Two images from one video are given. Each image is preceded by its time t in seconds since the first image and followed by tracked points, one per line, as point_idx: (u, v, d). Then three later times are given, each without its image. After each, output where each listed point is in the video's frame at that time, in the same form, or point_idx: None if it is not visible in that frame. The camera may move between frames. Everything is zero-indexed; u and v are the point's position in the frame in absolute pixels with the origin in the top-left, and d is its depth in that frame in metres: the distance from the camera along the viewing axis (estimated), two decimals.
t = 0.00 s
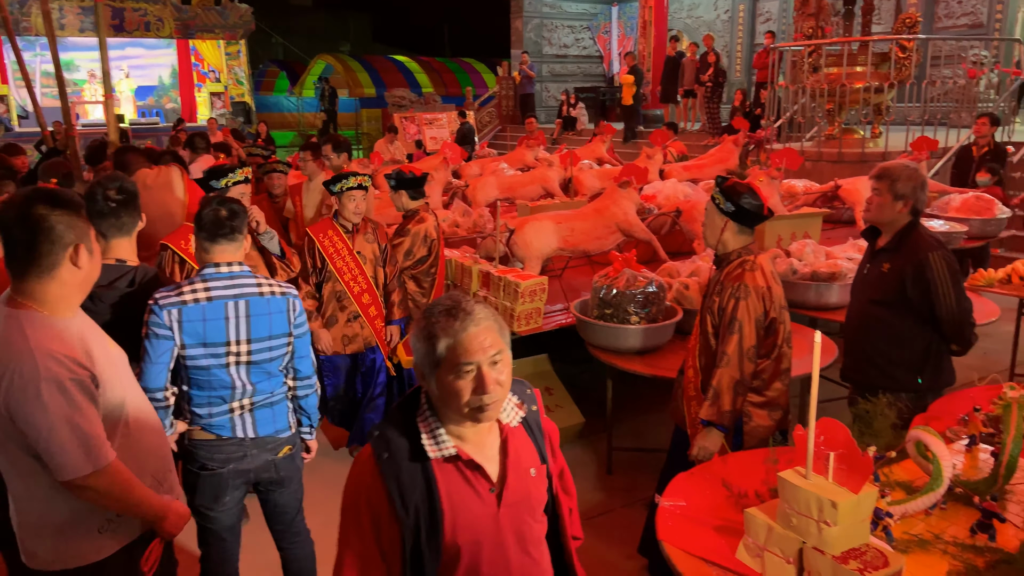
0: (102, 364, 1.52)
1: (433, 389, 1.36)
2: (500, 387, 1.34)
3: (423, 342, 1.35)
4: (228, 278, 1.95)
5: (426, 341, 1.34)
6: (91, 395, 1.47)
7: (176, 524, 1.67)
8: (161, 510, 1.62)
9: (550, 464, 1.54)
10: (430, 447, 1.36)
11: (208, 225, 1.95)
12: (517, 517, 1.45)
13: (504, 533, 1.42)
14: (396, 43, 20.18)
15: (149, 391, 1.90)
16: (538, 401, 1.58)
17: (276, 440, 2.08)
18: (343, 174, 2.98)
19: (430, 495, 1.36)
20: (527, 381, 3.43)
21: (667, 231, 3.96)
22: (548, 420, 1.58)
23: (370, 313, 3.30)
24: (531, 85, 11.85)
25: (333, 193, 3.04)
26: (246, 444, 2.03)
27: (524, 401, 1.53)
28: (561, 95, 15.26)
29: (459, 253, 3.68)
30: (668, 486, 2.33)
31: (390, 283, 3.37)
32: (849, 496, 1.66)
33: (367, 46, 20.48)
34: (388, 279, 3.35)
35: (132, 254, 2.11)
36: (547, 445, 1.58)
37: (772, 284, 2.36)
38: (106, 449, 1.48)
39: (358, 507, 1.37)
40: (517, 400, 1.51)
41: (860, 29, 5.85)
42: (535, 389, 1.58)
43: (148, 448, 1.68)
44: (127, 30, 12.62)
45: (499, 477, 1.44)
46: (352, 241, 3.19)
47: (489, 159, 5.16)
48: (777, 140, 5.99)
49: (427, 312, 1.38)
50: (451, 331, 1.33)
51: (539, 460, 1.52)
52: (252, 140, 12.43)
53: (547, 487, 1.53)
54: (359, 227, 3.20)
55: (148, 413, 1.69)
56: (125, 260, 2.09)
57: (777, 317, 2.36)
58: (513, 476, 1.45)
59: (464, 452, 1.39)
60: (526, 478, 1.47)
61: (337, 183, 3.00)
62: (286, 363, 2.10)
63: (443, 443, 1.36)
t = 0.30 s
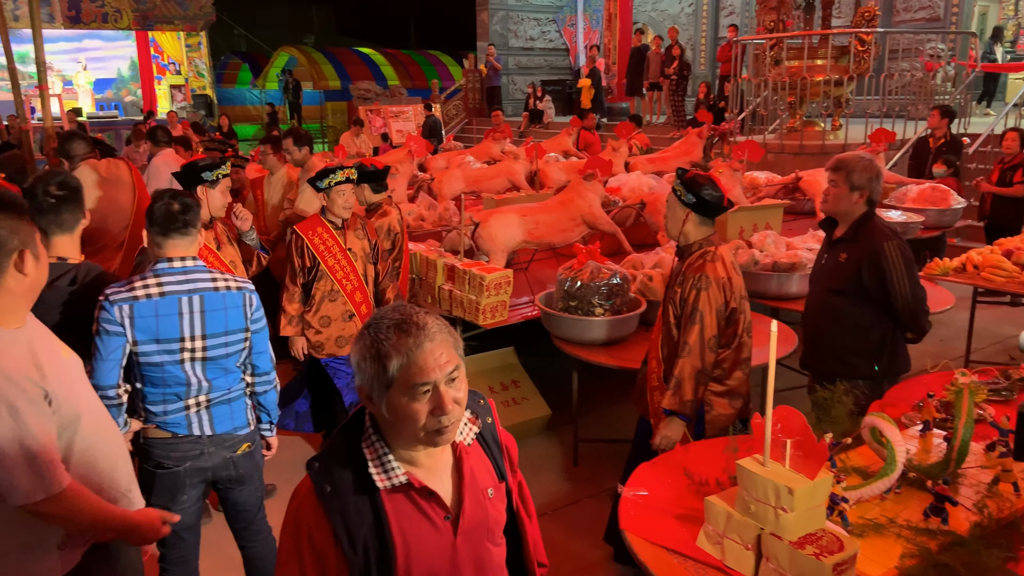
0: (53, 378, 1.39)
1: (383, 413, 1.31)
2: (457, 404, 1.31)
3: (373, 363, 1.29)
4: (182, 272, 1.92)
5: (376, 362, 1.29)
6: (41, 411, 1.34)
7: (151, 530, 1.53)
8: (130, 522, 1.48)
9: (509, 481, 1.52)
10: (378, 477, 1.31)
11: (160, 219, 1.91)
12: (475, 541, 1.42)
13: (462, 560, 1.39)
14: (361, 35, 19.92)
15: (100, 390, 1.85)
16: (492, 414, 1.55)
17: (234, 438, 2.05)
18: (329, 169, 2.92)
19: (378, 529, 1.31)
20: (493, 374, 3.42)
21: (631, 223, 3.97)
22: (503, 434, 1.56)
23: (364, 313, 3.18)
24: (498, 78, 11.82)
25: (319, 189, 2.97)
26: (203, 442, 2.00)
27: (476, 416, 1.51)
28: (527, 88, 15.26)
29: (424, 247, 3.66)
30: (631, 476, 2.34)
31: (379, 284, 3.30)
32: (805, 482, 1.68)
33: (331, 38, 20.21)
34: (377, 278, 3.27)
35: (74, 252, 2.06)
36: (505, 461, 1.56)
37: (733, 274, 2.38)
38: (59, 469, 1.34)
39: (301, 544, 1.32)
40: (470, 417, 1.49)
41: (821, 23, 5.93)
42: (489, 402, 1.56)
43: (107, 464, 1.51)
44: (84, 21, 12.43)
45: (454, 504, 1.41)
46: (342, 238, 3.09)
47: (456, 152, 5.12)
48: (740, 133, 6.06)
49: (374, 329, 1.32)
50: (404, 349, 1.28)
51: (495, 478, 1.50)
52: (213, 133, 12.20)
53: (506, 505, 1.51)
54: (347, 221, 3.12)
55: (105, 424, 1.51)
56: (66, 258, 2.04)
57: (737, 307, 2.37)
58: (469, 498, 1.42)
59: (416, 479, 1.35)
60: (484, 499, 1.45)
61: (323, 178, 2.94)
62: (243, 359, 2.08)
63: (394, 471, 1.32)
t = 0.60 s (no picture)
0: None
1: (373, 427, 1.25)
2: (451, 419, 1.26)
3: (364, 375, 1.24)
4: (134, 268, 1.89)
5: (368, 373, 1.23)
6: None
7: (100, 539, 1.43)
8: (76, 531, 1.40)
9: (497, 502, 1.48)
10: (362, 493, 1.25)
11: (110, 214, 1.87)
12: (461, 563, 1.36)
13: None
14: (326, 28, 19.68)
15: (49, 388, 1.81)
16: (483, 430, 1.50)
17: (190, 436, 2.02)
18: (314, 168, 2.76)
19: (360, 549, 1.24)
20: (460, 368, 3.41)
21: (597, 216, 3.99)
22: (494, 451, 1.51)
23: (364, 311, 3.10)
24: (466, 71, 11.80)
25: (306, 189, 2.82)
26: (158, 440, 1.97)
27: (466, 432, 1.46)
28: (494, 81, 15.23)
29: (389, 241, 3.64)
30: (594, 467, 2.35)
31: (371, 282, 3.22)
32: (761, 471, 1.72)
33: (296, 31, 19.93)
34: (371, 276, 3.19)
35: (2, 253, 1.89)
36: (494, 480, 1.51)
37: (694, 267, 2.39)
38: None
39: (278, 563, 1.24)
40: (462, 431, 1.45)
41: (783, 18, 6.01)
42: (482, 418, 1.52)
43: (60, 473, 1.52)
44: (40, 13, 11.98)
45: (441, 523, 1.36)
46: (336, 237, 2.99)
47: (422, 146, 5.09)
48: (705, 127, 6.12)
49: (365, 340, 1.26)
50: (398, 362, 1.23)
51: (484, 498, 1.45)
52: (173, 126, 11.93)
53: (493, 527, 1.46)
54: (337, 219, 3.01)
55: (56, 433, 1.51)
56: None
57: (699, 299, 2.39)
58: (456, 518, 1.37)
59: (403, 495, 1.29)
60: (472, 519, 1.40)
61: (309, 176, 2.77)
62: (200, 355, 2.05)
63: (379, 487, 1.25)
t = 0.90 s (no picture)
0: None
1: (369, 435, 1.13)
2: (452, 428, 1.15)
3: (361, 379, 1.12)
4: (90, 266, 1.85)
5: (365, 377, 1.11)
6: None
7: (51, 539, 1.37)
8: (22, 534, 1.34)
9: (499, 514, 1.36)
10: (354, 501, 1.14)
11: (65, 212, 1.83)
12: None
13: None
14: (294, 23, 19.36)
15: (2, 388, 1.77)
16: (486, 437, 1.37)
17: (151, 436, 1.99)
18: (305, 158, 2.69)
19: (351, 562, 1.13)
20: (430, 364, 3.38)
21: (566, 212, 3.99)
22: (497, 461, 1.39)
23: (358, 311, 2.94)
24: (436, 67, 11.77)
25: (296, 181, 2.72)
26: (118, 440, 1.94)
27: (467, 439, 1.34)
28: (465, 77, 15.21)
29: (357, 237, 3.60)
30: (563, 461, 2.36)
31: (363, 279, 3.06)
32: (724, 462, 1.73)
33: (264, 25, 19.62)
34: (364, 273, 3.04)
35: None
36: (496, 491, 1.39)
37: (662, 262, 2.39)
38: None
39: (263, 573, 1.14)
40: (463, 438, 1.33)
41: (750, 14, 6.08)
42: (484, 423, 1.39)
43: (22, 487, 1.41)
44: None
45: (437, 536, 1.25)
46: (327, 233, 2.84)
47: (392, 141, 5.05)
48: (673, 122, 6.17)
49: (363, 341, 1.14)
50: (398, 366, 1.11)
51: (483, 510, 1.34)
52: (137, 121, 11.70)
53: (493, 541, 1.34)
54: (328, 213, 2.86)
55: (18, 446, 1.41)
56: None
57: (666, 293, 2.39)
58: (453, 530, 1.26)
59: (398, 505, 1.19)
60: (471, 532, 1.29)
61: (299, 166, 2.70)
62: (160, 354, 2.02)
63: (373, 496, 1.15)
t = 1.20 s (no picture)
0: None
1: (332, 470, 1.03)
2: (422, 458, 1.06)
3: (322, 411, 1.01)
4: (55, 269, 1.81)
5: (327, 409, 1.01)
6: None
7: (27, 563, 1.27)
8: None
9: (469, 536, 1.29)
10: (319, 542, 1.05)
11: (29, 214, 1.79)
12: None
13: None
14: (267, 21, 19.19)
15: None
16: (448, 457, 1.29)
17: (120, 440, 1.96)
18: (317, 161, 2.61)
19: None
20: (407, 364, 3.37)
21: (541, 211, 3.99)
22: (462, 479, 1.32)
23: (353, 322, 2.84)
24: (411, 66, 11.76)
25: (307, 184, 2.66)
26: (85, 445, 1.91)
27: (432, 462, 1.25)
28: (440, 76, 15.21)
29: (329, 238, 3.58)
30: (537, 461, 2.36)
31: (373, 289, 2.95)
32: (696, 459, 1.74)
33: (236, 23, 19.40)
34: (371, 284, 2.91)
35: None
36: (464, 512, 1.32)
37: (635, 260, 2.39)
38: None
39: None
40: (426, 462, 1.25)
41: (722, 14, 6.15)
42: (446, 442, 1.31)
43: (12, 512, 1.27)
44: None
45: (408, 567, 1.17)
46: (329, 240, 2.76)
47: (367, 141, 5.02)
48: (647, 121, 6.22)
49: (323, 366, 1.03)
50: (363, 396, 1.01)
51: (454, 532, 1.27)
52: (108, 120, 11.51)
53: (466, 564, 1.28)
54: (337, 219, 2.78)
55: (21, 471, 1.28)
56: None
57: (640, 292, 2.40)
58: (424, 560, 1.18)
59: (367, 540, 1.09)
60: (443, 557, 1.21)
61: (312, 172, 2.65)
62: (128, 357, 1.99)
63: (339, 535, 1.06)
